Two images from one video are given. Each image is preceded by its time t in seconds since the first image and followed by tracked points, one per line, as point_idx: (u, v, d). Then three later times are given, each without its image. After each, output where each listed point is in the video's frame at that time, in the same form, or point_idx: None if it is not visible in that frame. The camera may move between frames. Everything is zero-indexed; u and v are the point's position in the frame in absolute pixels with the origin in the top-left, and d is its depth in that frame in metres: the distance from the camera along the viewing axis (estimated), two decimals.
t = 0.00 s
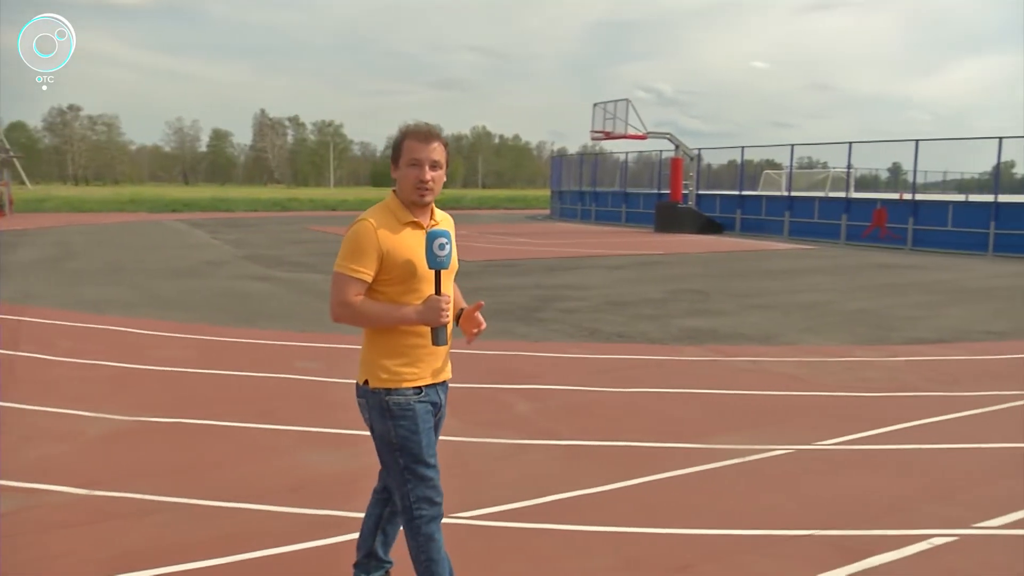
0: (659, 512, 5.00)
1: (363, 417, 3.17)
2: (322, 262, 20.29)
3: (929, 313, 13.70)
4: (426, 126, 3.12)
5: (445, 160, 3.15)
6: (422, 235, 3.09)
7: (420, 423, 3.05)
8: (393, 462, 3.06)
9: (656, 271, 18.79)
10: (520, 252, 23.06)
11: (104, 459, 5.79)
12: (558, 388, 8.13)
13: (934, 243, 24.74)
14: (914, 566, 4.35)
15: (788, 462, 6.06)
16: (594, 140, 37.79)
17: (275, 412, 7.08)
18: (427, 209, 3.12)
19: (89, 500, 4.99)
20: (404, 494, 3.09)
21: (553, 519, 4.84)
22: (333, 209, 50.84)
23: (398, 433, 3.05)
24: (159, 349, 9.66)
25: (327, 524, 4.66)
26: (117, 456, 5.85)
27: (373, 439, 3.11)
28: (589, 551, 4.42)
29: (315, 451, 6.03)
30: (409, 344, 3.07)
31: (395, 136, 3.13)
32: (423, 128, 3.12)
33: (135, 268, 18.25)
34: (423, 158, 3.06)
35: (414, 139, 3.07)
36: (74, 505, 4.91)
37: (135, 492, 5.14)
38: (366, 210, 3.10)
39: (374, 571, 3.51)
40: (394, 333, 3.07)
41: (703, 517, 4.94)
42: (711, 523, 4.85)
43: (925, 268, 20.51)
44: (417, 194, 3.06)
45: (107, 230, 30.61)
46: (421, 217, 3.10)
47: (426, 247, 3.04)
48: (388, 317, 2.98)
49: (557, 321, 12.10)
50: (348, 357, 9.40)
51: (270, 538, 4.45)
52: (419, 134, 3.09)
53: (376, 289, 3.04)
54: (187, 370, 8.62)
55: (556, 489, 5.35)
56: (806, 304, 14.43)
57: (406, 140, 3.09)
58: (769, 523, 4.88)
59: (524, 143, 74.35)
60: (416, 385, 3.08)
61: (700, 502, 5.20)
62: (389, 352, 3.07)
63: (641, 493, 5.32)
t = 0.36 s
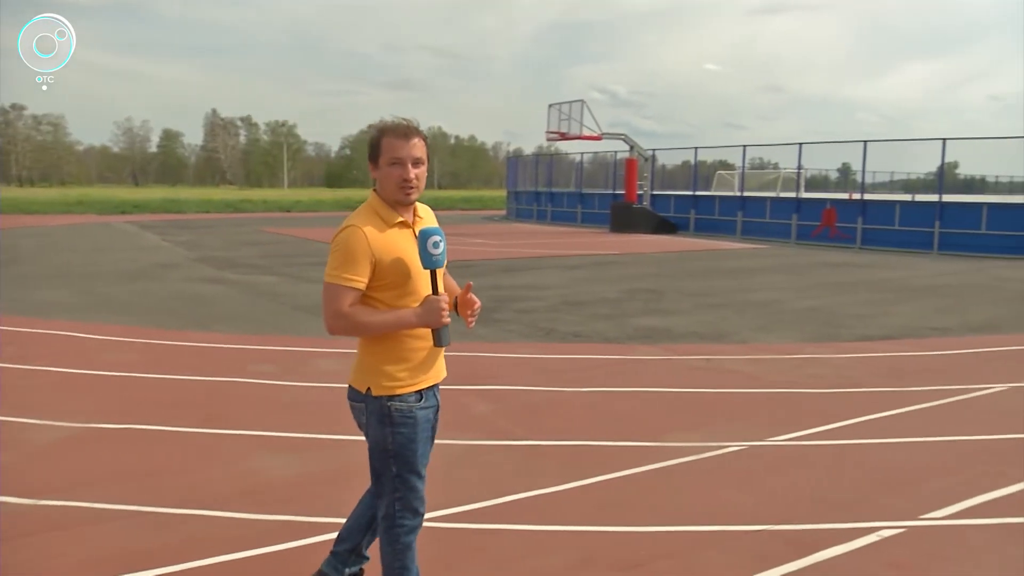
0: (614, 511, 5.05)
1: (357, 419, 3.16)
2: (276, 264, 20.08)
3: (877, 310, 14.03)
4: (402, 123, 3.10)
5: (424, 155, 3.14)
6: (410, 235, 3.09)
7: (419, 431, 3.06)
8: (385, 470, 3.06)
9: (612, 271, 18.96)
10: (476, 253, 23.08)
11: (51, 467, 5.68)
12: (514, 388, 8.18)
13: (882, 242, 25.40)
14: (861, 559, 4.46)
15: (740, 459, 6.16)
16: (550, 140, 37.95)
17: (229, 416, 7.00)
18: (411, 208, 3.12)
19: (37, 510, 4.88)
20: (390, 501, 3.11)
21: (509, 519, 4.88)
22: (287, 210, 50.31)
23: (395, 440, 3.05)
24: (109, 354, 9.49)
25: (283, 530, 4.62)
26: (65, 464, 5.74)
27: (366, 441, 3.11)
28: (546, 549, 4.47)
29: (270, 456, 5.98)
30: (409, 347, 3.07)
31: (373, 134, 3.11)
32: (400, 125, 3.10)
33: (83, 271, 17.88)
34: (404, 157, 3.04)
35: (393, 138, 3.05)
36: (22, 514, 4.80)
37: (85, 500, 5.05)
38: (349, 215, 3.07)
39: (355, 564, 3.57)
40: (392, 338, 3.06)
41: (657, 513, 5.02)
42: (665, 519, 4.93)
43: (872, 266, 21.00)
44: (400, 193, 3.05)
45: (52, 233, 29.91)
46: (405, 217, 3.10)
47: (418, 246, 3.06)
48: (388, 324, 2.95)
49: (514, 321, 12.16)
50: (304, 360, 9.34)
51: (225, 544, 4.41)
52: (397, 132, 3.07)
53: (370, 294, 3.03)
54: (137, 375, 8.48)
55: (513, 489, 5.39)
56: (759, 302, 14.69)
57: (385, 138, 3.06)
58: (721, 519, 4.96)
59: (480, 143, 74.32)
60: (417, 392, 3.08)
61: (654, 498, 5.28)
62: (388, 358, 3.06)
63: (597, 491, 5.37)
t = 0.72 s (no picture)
0: (571, 510, 5.07)
1: (337, 422, 3.18)
2: (231, 266, 19.83)
3: (829, 308, 14.29)
4: (388, 123, 3.10)
5: (409, 157, 3.14)
6: (392, 238, 3.08)
7: (393, 440, 3.06)
8: (357, 475, 3.07)
9: (570, 271, 19.04)
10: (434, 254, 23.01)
11: None
12: (473, 389, 8.18)
13: (834, 241, 25.88)
14: (814, 553, 4.54)
15: (696, 456, 6.23)
16: (507, 141, 37.98)
17: (183, 421, 6.90)
18: (394, 210, 3.11)
19: None
20: (360, 507, 3.13)
21: (469, 520, 4.88)
22: (242, 211, 49.65)
23: (369, 447, 3.06)
24: (58, 359, 9.29)
25: (239, 535, 4.56)
26: (13, 472, 5.60)
27: (342, 446, 3.13)
28: (505, 550, 4.48)
29: (226, 460, 5.91)
30: (388, 353, 3.07)
31: (358, 133, 3.11)
32: (385, 124, 3.10)
33: (30, 274, 17.47)
34: (388, 157, 3.05)
35: (377, 137, 3.06)
36: None
37: (34, 509, 4.93)
38: (332, 214, 3.07)
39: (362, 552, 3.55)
40: (370, 343, 3.06)
41: (615, 512, 5.06)
42: (623, 517, 4.98)
43: (825, 265, 21.37)
44: (383, 194, 3.06)
45: None
46: (388, 219, 3.09)
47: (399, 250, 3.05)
48: (363, 328, 2.94)
49: (472, 321, 12.16)
50: (260, 363, 9.23)
51: (177, 552, 4.34)
52: (381, 131, 3.07)
53: (347, 297, 3.02)
54: (88, 380, 8.31)
55: (472, 490, 5.39)
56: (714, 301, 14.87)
57: (370, 137, 3.07)
58: (678, 517, 5.01)
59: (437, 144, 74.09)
60: (394, 399, 3.08)
61: (612, 497, 5.32)
62: (366, 364, 3.06)
63: (555, 491, 5.39)
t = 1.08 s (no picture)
0: (536, 509, 5.09)
1: (326, 418, 3.20)
2: (190, 268, 19.58)
3: (788, 307, 14.50)
4: (389, 124, 3.14)
5: (411, 158, 3.17)
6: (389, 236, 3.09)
7: (375, 440, 3.05)
8: (337, 473, 3.08)
9: (533, 272, 19.09)
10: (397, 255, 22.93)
11: None
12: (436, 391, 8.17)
13: (792, 241, 26.25)
14: (774, 547, 4.61)
15: (659, 454, 6.29)
16: (470, 142, 37.97)
17: (141, 426, 6.80)
18: (393, 209, 3.13)
19: None
20: (337, 504, 3.13)
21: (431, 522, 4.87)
22: (200, 212, 49.00)
23: (350, 445, 3.06)
24: (11, 364, 9.10)
25: (200, 541, 4.52)
26: None
27: (328, 442, 3.15)
28: (468, 551, 4.48)
29: (186, 466, 5.83)
30: (378, 350, 3.07)
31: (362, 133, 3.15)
32: (387, 126, 3.14)
33: None
34: (387, 155, 3.08)
35: (378, 137, 3.09)
36: None
37: None
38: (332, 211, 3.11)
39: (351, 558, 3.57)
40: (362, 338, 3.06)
41: (578, 511, 5.09)
42: (585, 516, 5.01)
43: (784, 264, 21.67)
44: (381, 193, 3.08)
45: None
46: (387, 217, 3.11)
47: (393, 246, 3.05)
48: (352, 321, 2.94)
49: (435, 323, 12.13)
50: (219, 367, 9.13)
51: (132, 560, 4.27)
52: (384, 131, 3.11)
53: (342, 291, 3.03)
54: (42, 385, 8.15)
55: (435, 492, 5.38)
56: (675, 301, 15.02)
57: (371, 137, 3.11)
58: (640, 514, 5.06)
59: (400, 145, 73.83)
60: (382, 398, 3.07)
61: (575, 496, 5.35)
62: (357, 359, 3.06)
63: (518, 491, 5.41)
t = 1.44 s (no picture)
0: (506, 510, 5.08)
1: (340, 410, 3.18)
2: (155, 270, 19.30)
3: (755, 306, 14.63)
4: (415, 129, 3.15)
5: (433, 162, 3.17)
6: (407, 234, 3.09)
7: (389, 427, 3.03)
8: (352, 462, 3.04)
9: (503, 272, 19.07)
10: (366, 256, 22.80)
11: None
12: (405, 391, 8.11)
13: (758, 240, 26.53)
14: (744, 544, 4.63)
15: (629, 454, 6.30)
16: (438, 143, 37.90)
17: (104, 430, 6.68)
18: (414, 211, 3.14)
19: None
20: (351, 494, 3.08)
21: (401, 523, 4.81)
22: (166, 214, 48.36)
23: (365, 432, 3.03)
24: None
25: (164, 547, 4.43)
26: None
27: (343, 433, 3.12)
28: (439, 552, 4.45)
29: (151, 471, 5.72)
30: (394, 341, 3.06)
31: (388, 138, 3.16)
32: (414, 132, 3.15)
33: None
34: (412, 161, 3.08)
35: (404, 142, 3.10)
36: None
37: None
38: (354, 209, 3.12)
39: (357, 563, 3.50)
40: (378, 328, 3.05)
41: (549, 511, 5.08)
42: (555, 516, 5.00)
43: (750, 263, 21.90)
44: (404, 196, 3.09)
45: None
46: (406, 217, 3.12)
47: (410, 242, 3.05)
48: (368, 312, 2.94)
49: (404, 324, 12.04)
50: (184, 370, 9.00)
51: (92, 568, 4.17)
52: (409, 137, 3.11)
53: (359, 285, 3.05)
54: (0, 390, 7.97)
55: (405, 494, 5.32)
56: (644, 300, 15.09)
57: (397, 141, 3.12)
58: (611, 513, 5.05)
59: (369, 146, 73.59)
60: (393, 387, 3.05)
61: (545, 496, 5.33)
62: (371, 351, 3.05)
63: (488, 493, 5.38)
